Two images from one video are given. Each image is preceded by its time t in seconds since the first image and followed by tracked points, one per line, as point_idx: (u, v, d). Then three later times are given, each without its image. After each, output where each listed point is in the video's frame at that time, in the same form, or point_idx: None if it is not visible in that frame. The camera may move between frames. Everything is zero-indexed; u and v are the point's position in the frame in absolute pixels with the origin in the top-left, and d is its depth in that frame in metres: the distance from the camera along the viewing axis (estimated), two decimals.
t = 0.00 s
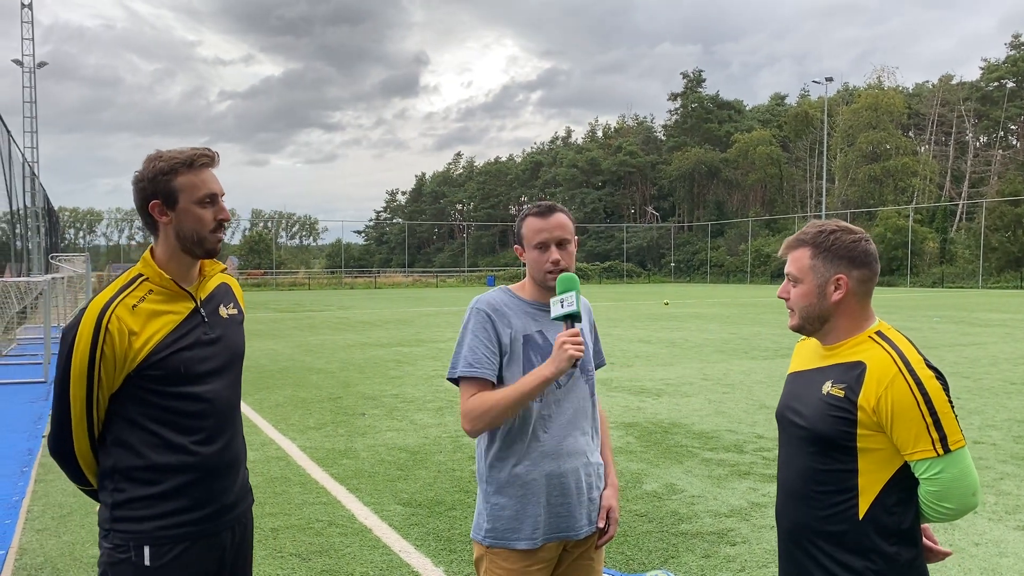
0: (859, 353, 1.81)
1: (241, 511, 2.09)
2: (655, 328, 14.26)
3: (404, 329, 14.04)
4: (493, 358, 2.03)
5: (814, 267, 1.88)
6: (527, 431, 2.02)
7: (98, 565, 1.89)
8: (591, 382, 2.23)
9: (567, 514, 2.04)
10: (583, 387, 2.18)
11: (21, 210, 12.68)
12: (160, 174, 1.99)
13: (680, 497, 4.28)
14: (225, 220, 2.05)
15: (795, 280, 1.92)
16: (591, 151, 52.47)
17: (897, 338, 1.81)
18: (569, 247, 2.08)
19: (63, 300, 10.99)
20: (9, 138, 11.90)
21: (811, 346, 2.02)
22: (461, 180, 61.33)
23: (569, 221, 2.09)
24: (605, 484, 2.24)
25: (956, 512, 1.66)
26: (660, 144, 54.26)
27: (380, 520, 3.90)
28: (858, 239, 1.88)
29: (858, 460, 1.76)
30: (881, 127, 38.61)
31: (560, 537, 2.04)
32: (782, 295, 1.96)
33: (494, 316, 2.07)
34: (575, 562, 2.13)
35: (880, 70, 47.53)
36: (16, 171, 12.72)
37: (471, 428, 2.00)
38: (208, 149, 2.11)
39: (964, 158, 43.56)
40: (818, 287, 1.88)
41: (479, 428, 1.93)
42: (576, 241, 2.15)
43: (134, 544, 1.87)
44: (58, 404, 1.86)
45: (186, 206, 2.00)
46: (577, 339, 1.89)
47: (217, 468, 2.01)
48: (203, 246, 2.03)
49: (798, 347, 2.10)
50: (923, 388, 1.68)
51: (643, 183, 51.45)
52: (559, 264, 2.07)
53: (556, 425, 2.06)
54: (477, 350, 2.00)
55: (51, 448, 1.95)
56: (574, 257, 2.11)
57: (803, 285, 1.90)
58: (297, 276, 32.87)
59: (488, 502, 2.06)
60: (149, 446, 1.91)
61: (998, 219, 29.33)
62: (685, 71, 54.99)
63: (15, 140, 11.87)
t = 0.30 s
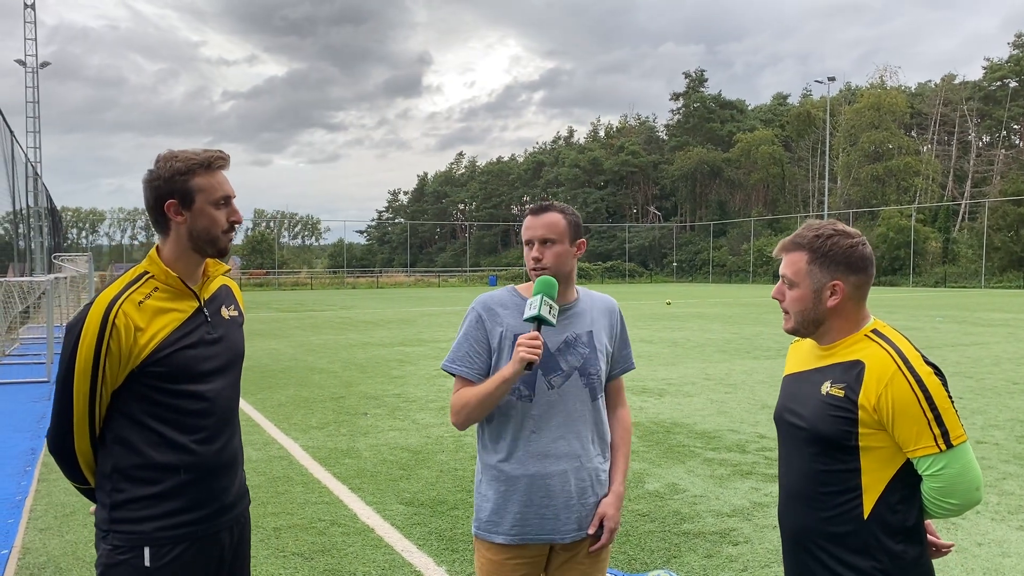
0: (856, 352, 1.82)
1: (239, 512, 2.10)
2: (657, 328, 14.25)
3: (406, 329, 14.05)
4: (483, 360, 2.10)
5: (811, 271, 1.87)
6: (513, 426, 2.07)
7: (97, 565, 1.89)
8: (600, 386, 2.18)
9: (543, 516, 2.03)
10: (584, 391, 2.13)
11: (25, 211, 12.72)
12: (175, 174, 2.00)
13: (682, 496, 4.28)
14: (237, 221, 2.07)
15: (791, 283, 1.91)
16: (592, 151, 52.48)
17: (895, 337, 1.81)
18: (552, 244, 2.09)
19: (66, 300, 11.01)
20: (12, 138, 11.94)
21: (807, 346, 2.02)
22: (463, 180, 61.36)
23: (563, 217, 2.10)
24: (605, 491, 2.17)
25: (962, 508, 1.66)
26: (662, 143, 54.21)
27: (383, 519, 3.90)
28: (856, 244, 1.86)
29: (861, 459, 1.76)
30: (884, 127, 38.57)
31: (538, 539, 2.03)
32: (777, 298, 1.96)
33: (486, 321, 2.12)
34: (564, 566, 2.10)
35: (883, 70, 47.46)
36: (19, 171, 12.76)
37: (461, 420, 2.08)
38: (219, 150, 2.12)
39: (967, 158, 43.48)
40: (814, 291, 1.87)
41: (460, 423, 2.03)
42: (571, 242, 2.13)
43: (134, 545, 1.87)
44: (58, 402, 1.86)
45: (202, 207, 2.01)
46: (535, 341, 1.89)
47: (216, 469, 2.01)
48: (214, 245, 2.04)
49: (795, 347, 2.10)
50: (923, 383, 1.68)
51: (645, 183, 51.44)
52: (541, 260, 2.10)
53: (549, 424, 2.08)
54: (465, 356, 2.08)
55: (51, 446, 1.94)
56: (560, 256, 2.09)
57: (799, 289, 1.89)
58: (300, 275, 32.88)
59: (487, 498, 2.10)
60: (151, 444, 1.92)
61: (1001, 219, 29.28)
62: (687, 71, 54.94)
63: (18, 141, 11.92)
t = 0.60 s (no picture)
0: (856, 354, 1.82)
1: (235, 514, 2.10)
2: (658, 328, 14.23)
3: (408, 328, 14.05)
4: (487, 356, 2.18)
5: (811, 276, 1.87)
6: (508, 420, 2.13)
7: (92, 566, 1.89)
8: (605, 388, 2.13)
9: (530, 509, 2.06)
10: (582, 393, 2.10)
11: (26, 210, 12.72)
12: (173, 174, 2.00)
13: (684, 496, 4.28)
14: (234, 221, 2.07)
15: (790, 287, 1.91)
16: (594, 151, 52.44)
17: (894, 338, 1.81)
18: (556, 245, 2.08)
19: (68, 300, 11.00)
20: (14, 137, 11.94)
21: (807, 348, 2.01)
22: (465, 180, 61.33)
23: (576, 221, 2.10)
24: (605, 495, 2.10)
25: (962, 510, 1.66)
26: (664, 143, 54.17)
27: (385, 519, 3.90)
28: (858, 249, 1.86)
29: (860, 461, 1.76)
30: (886, 126, 38.57)
31: (524, 535, 2.07)
32: (776, 300, 1.96)
33: (493, 319, 2.19)
34: (559, 566, 2.09)
35: (885, 69, 47.41)
36: (20, 171, 12.77)
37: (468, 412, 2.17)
38: (218, 150, 2.12)
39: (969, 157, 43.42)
40: (815, 295, 1.87)
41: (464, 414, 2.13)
42: (580, 246, 2.10)
43: (129, 547, 1.87)
44: (51, 403, 1.86)
45: (199, 207, 2.01)
46: (511, 340, 1.96)
47: (210, 470, 2.01)
48: (211, 246, 2.05)
49: (793, 349, 2.10)
50: (921, 385, 1.69)
51: (646, 182, 51.39)
52: (545, 260, 2.10)
53: (543, 421, 2.10)
54: (477, 350, 2.18)
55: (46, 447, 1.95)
56: (563, 258, 2.08)
57: (800, 292, 1.88)
58: (301, 275, 32.84)
59: (491, 493, 2.15)
60: (145, 444, 1.92)
61: (1003, 219, 29.25)
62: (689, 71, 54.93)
63: (19, 140, 11.92)
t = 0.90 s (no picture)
0: (854, 354, 1.82)
1: (236, 514, 2.11)
2: (659, 327, 14.23)
3: (409, 328, 14.05)
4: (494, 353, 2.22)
5: (812, 277, 1.87)
6: (510, 416, 2.16)
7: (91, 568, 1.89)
8: (608, 388, 2.12)
9: (530, 506, 2.08)
10: (584, 392, 2.10)
11: (27, 209, 12.72)
12: (168, 174, 2.00)
13: (684, 496, 4.28)
14: (229, 220, 2.07)
15: (791, 287, 1.91)
16: (595, 150, 52.40)
17: (892, 339, 1.81)
18: (569, 247, 2.09)
19: (69, 299, 11.00)
20: (15, 136, 11.94)
21: (807, 348, 2.02)
22: (466, 180, 61.35)
23: (589, 224, 2.10)
24: (608, 497, 2.09)
25: (956, 514, 1.66)
26: (665, 142, 54.15)
27: (386, 518, 3.91)
28: (860, 249, 1.86)
29: (856, 462, 1.76)
30: (887, 126, 38.55)
31: (522, 532, 2.08)
32: (778, 300, 1.96)
33: (502, 319, 2.22)
34: (559, 565, 2.09)
35: (885, 69, 47.39)
36: (21, 170, 12.77)
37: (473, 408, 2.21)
38: (216, 150, 2.12)
39: (970, 157, 43.40)
40: (815, 296, 1.87)
41: (470, 410, 2.17)
42: (593, 250, 2.11)
43: (127, 547, 1.87)
44: (48, 404, 1.87)
45: (194, 206, 2.01)
46: (514, 338, 1.99)
47: (209, 469, 2.01)
48: (207, 245, 2.05)
49: (794, 349, 2.10)
50: (917, 386, 1.68)
51: (647, 182, 51.35)
52: (556, 260, 2.11)
53: (542, 420, 2.12)
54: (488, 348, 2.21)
55: (43, 447, 1.95)
56: (574, 260, 2.08)
57: (800, 293, 1.89)
58: (302, 275, 32.83)
59: (495, 491, 2.17)
60: (142, 444, 1.92)
61: (1004, 219, 29.24)
62: (690, 71, 54.92)
63: (19, 139, 11.92)
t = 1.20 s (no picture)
0: (857, 354, 1.81)
1: (237, 511, 2.11)
2: (659, 326, 14.23)
3: (409, 327, 14.05)
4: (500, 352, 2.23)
5: (815, 275, 1.86)
6: (511, 414, 2.17)
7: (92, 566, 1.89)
8: (608, 389, 2.11)
9: (529, 505, 2.08)
10: (584, 392, 2.10)
11: (28, 208, 12.74)
12: (167, 172, 1.99)
13: (685, 496, 4.27)
14: (229, 219, 2.07)
15: (794, 286, 1.91)
16: (595, 150, 52.39)
17: (896, 339, 1.80)
18: (566, 244, 2.08)
19: (69, 298, 11.01)
20: (15, 135, 11.95)
21: (811, 347, 2.01)
22: (466, 180, 61.38)
23: (586, 222, 2.10)
24: (609, 497, 2.08)
25: (958, 515, 1.64)
26: (665, 142, 54.15)
27: (385, 518, 3.91)
28: (863, 247, 1.85)
29: (858, 462, 1.76)
30: (887, 125, 38.50)
31: (521, 531, 2.08)
32: (780, 299, 1.96)
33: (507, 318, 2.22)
34: (559, 565, 2.09)
35: (886, 68, 47.37)
36: (21, 169, 12.76)
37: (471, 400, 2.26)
38: (214, 148, 2.12)
39: (971, 157, 43.37)
40: (819, 294, 1.87)
41: (467, 402, 2.22)
42: (591, 246, 2.09)
43: (129, 546, 1.87)
44: (50, 404, 1.86)
45: (193, 205, 2.00)
46: (505, 334, 2.04)
47: (210, 468, 2.01)
48: (205, 243, 2.04)
49: (798, 348, 2.09)
50: (919, 387, 1.67)
51: (648, 181, 51.37)
52: (554, 259, 2.10)
53: (542, 419, 2.11)
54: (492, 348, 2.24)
55: (44, 445, 1.94)
56: (573, 258, 2.07)
57: (803, 291, 1.89)
58: (302, 274, 32.83)
59: (495, 489, 2.17)
60: (144, 442, 1.91)
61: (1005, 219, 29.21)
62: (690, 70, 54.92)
63: (19, 138, 11.91)
